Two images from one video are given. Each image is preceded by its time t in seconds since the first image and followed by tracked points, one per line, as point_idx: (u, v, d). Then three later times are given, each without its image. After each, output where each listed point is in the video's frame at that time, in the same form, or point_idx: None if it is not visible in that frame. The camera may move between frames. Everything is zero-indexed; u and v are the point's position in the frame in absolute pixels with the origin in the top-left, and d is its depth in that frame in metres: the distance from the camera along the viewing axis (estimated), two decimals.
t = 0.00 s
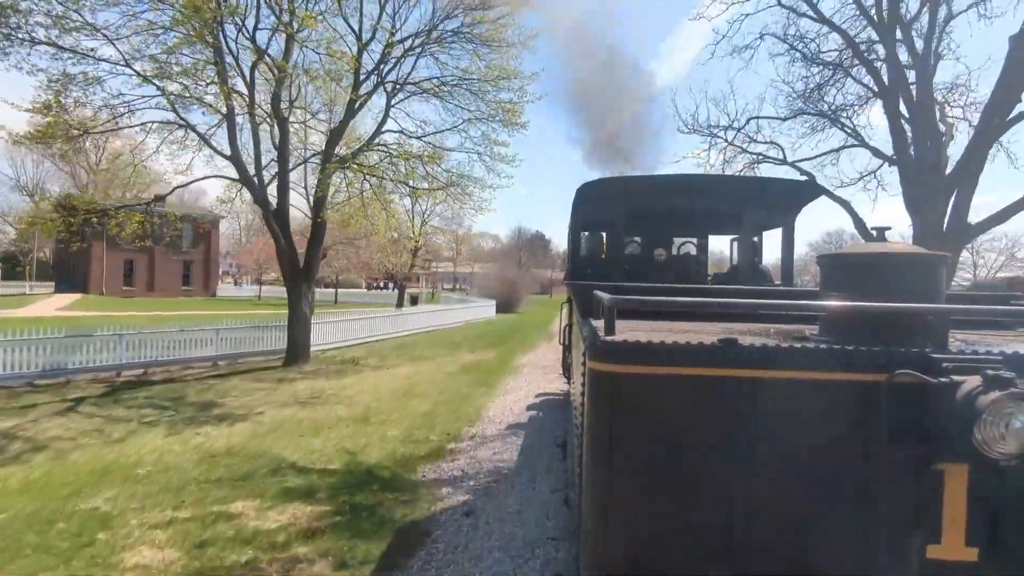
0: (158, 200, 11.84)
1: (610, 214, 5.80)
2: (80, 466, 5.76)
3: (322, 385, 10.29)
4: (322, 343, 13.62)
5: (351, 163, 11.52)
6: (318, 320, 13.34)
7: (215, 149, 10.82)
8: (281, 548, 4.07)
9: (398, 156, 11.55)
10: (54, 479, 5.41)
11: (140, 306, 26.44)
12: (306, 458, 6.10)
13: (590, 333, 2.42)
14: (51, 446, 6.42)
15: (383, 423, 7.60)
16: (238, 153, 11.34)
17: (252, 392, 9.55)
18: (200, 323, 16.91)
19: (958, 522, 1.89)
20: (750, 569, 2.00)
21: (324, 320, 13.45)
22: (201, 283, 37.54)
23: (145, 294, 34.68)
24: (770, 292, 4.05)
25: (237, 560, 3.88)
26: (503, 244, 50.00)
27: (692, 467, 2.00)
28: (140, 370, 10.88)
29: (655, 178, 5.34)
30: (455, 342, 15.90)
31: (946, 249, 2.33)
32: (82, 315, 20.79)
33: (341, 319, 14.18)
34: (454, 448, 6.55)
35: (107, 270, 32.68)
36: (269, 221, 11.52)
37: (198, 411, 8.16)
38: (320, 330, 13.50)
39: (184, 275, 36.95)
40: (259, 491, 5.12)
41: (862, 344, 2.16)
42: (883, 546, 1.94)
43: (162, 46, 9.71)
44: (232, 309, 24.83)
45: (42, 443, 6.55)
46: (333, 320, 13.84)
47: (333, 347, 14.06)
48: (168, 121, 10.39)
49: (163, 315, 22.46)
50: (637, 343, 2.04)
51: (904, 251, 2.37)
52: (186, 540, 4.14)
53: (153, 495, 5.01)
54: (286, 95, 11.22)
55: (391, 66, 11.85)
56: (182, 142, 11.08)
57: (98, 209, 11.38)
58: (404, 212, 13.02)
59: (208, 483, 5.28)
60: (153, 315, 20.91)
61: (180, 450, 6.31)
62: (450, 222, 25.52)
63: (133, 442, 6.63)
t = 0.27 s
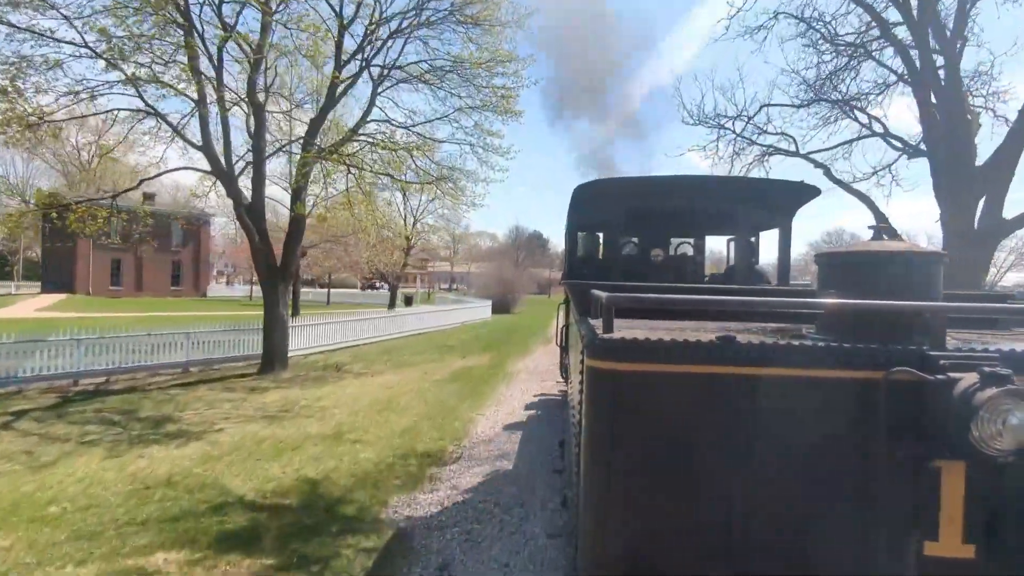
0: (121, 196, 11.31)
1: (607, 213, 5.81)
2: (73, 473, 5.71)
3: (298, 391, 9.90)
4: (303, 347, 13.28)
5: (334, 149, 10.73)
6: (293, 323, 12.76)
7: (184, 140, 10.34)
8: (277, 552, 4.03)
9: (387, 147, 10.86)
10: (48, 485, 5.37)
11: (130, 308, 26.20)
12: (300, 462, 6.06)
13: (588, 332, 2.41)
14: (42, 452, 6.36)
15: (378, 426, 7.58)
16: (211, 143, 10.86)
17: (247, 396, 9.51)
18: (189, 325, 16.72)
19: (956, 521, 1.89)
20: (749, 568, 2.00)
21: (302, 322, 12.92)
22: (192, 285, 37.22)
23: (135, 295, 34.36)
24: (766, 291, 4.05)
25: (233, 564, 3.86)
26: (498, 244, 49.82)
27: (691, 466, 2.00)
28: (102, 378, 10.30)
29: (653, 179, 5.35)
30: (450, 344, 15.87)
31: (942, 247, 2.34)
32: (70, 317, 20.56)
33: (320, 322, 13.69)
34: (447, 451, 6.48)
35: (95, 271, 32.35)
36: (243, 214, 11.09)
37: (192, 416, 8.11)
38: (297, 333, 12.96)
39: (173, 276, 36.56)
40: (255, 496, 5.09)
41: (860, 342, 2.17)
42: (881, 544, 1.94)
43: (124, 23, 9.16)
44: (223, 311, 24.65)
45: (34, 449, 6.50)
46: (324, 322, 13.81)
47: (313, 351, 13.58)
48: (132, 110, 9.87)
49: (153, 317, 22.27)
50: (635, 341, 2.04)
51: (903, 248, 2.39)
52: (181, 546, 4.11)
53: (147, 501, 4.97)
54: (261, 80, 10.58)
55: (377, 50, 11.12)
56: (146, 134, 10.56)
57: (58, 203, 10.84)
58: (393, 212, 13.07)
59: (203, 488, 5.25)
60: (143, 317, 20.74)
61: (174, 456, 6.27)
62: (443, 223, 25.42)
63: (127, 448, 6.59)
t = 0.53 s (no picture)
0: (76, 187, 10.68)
1: (605, 214, 5.81)
2: (64, 477, 5.64)
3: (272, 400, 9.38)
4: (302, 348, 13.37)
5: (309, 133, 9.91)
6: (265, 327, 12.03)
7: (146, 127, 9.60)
8: (273, 557, 3.98)
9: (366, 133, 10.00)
10: (38, 490, 5.29)
11: (119, 309, 25.85)
12: (274, 478, 5.64)
13: (585, 332, 2.41)
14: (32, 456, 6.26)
15: (372, 430, 7.51)
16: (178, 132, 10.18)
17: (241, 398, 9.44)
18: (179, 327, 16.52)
19: (953, 519, 1.89)
20: (746, 568, 2.00)
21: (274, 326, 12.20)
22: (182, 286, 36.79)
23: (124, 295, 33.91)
24: (762, 291, 4.06)
25: (228, 569, 3.81)
26: (494, 244, 49.62)
27: (688, 466, 2.00)
28: (54, 388, 9.51)
29: (650, 180, 5.31)
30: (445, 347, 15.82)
31: (939, 248, 2.34)
32: (55, 320, 20.17)
33: (296, 325, 13.00)
34: (441, 454, 6.39)
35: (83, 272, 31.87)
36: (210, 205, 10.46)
37: (185, 419, 8.03)
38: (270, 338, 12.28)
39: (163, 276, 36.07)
40: (250, 499, 5.04)
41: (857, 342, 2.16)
42: (878, 545, 1.94)
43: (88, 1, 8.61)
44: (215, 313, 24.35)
45: (23, 453, 6.40)
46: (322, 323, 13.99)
47: (289, 357, 12.94)
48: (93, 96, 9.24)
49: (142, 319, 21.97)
50: (633, 340, 2.04)
51: (897, 249, 2.40)
52: (175, 551, 4.06)
53: (141, 505, 4.91)
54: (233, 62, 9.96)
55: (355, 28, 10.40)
56: (107, 124, 9.98)
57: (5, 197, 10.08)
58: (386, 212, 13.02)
59: (198, 492, 5.20)
60: (134, 319, 20.47)
61: (167, 459, 6.20)
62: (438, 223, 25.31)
63: (118, 452, 6.51)
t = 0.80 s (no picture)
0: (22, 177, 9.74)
1: (604, 213, 5.80)
2: (55, 478, 5.54)
3: (241, 408, 8.61)
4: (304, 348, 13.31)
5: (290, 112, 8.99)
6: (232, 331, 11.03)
7: (104, 113, 8.68)
8: (268, 563, 3.89)
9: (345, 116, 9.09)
10: (29, 491, 5.20)
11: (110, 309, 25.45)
12: (217, 517, 4.63)
13: (580, 331, 2.41)
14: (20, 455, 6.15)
15: (367, 431, 7.40)
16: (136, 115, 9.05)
17: (236, 396, 9.36)
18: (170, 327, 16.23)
19: (946, 519, 1.89)
20: (739, 566, 2.00)
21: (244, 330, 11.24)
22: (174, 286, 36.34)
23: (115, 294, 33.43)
24: (759, 291, 4.05)
25: None
26: (491, 245, 49.34)
27: (683, 465, 2.00)
28: None
29: (650, 179, 5.30)
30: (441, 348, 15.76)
31: (934, 247, 2.33)
32: (42, 321, 19.77)
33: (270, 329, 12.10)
34: (438, 456, 6.31)
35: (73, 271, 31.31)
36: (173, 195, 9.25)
37: (178, 418, 7.94)
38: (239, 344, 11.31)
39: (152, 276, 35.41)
40: (246, 499, 4.98)
41: (853, 342, 2.16)
42: (872, 544, 1.95)
43: None
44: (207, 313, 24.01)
45: (12, 453, 6.29)
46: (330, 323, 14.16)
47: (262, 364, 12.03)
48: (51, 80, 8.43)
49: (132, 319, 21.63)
50: (629, 339, 2.04)
51: (895, 250, 2.39)
52: (169, 553, 3.99)
53: (134, 506, 4.84)
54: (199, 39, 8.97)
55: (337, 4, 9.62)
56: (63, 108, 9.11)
57: None
58: (379, 211, 12.91)
59: (192, 493, 5.14)
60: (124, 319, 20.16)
61: (160, 459, 6.12)
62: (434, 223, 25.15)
63: (108, 452, 6.41)
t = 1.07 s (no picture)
0: None
1: (602, 213, 5.80)
2: None
3: (199, 424, 7.55)
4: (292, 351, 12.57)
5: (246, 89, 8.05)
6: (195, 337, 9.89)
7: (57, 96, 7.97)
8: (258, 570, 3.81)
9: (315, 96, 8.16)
10: (22, 492, 5.18)
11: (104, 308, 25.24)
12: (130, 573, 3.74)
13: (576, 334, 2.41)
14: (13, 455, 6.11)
15: (362, 433, 7.33)
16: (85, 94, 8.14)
17: (233, 395, 9.33)
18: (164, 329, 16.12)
19: (940, 520, 1.89)
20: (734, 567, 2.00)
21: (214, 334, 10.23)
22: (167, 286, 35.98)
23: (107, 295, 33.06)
24: (754, 292, 4.07)
25: None
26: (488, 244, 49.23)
27: (679, 466, 2.00)
28: None
29: (652, 179, 5.29)
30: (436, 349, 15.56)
31: (928, 250, 2.35)
32: (30, 322, 19.51)
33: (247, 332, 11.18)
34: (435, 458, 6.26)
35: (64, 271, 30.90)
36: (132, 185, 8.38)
37: (174, 418, 7.91)
38: (211, 350, 10.32)
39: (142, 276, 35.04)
40: (244, 500, 4.97)
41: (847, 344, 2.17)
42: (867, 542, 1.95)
43: None
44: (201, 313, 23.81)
45: None
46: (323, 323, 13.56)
47: (236, 372, 10.98)
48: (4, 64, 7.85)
49: (125, 321, 21.42)
50: (624, 341, 2.04)
51: (889, 251, 2.39)
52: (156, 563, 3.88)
53: (131, 508, 4.83)
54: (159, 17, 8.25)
55: None
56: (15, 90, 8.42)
57: None
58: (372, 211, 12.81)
59: (112, 538, 4.23)
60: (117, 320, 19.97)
61: (154, 460, 6.08)
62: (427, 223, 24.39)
63: (103, 452, 6.36)
